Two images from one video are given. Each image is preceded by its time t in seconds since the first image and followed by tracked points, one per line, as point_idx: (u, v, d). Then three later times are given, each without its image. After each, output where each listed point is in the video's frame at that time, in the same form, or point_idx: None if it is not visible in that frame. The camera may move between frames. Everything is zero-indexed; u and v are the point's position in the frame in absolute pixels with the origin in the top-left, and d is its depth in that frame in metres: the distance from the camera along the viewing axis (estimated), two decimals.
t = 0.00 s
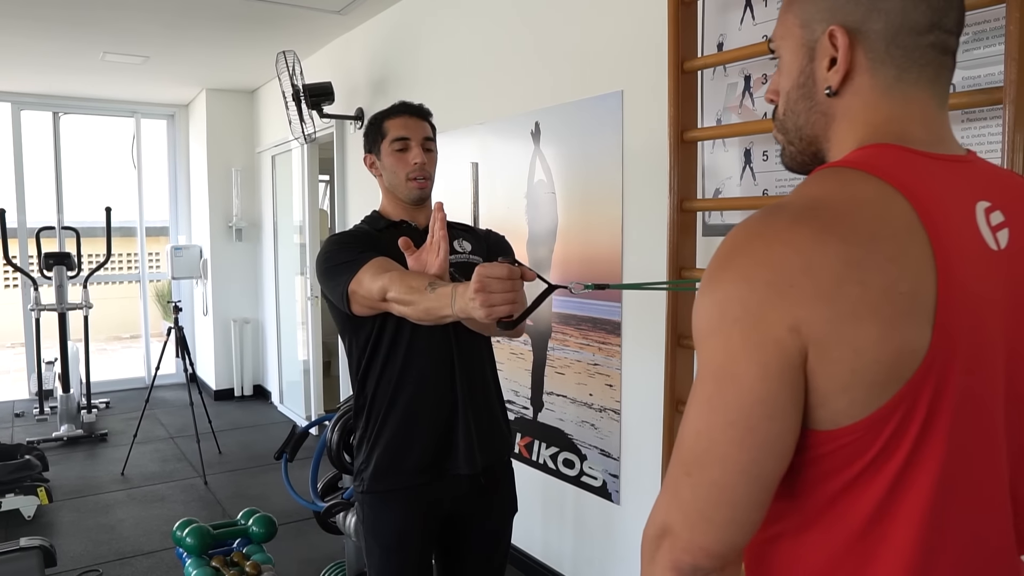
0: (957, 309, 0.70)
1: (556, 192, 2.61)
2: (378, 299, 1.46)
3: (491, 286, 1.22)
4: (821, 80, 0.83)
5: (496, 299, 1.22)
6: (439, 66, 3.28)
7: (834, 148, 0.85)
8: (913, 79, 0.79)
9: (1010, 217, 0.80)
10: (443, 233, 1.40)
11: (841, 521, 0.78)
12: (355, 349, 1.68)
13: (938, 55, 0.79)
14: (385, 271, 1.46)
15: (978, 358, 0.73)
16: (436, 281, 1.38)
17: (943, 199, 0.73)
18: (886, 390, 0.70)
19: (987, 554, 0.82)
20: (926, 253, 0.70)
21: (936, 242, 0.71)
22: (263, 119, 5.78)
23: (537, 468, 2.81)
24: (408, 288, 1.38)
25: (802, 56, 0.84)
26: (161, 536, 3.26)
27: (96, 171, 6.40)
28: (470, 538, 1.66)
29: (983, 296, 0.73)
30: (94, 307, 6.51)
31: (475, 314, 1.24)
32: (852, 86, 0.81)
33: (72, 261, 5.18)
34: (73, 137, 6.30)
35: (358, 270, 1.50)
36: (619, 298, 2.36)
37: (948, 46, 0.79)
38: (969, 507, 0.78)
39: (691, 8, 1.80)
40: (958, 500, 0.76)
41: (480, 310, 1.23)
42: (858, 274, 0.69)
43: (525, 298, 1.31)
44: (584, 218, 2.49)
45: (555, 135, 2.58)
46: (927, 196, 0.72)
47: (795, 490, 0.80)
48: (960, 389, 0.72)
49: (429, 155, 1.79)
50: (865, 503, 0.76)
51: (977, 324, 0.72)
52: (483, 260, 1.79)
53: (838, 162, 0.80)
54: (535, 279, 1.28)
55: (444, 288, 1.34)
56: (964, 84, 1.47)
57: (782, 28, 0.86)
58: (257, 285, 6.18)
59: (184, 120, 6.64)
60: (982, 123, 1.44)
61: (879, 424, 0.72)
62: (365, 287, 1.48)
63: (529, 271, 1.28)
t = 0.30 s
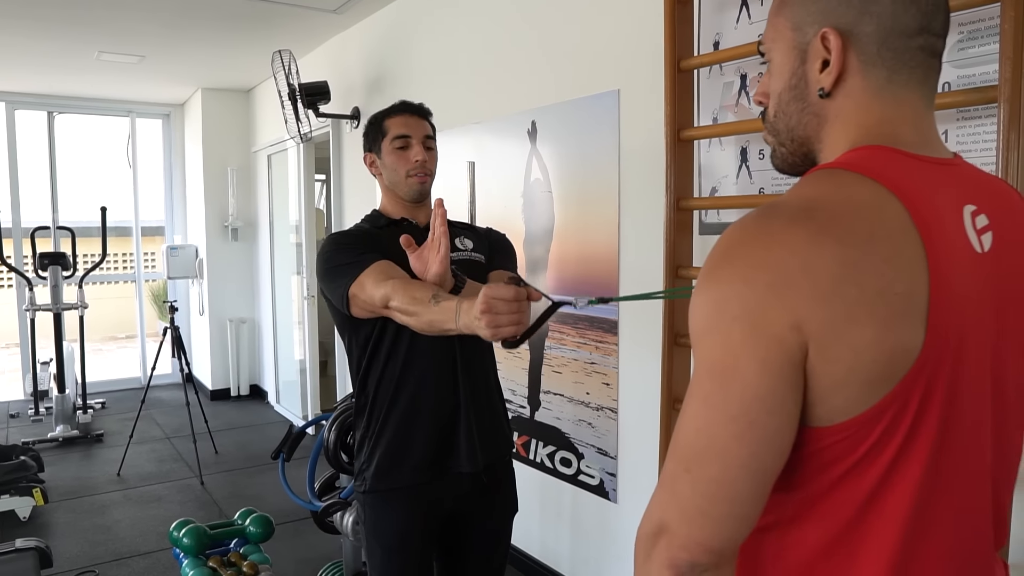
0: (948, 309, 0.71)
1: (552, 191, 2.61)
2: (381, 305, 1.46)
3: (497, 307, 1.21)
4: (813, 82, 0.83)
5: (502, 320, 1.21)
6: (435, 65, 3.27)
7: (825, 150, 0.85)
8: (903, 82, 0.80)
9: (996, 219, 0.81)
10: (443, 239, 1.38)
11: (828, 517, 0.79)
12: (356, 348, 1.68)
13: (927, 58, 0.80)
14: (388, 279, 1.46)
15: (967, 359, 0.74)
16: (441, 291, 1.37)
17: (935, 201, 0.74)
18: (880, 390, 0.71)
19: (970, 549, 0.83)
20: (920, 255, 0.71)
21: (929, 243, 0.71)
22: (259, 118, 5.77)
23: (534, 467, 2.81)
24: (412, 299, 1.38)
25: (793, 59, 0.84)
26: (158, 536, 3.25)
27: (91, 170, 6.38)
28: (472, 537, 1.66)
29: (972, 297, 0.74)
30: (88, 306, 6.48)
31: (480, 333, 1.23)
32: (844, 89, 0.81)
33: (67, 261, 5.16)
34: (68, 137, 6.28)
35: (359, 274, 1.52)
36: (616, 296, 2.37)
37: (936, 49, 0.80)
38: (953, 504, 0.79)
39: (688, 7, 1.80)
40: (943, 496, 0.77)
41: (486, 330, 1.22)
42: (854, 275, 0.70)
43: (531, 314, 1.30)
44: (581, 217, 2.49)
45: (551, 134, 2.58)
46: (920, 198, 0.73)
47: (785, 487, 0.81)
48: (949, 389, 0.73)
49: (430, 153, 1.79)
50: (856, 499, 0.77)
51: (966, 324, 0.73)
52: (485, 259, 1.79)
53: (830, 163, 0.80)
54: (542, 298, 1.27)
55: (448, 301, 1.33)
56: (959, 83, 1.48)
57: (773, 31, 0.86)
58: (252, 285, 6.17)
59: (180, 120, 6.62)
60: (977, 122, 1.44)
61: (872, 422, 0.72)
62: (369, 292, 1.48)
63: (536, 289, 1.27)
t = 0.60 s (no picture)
0: (941, 304, 0.71)
1: (547, 187, 2.61)
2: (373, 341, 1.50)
3: (484, 406, 1.26)
4: (808, 77, 0.83)
5: (486, 416, 1.27)
6: (430, 61, 3.27)
7: (821, 145, 0.85)
8: (897, 77, 0.80)
9: (985, 217, 0.81)
10: (450, 228, 1.39)
11: (816, 509, 0.79)
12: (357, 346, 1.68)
13: (920, 53, 0.80)
14: (380, 317, 1.48)
15: (956, 355, 0.74)
16: (431, 350, 1.41)
17: (929, 199, 0.74)
18: (875, 383, 0.71)
19: (950, 541, 0.84)
20: (916, 252, 0.71)
21: (925, 240, 0.71)
22: (253, 114, 5.75)
23: (528, 464, 2.81)
24: (402, 356, 1.41)
25: (788, 56, 0.84)
26: (152, 533, 3.24)
27: (84, 166, 6.35)
28: (470, 538, 1.66)
29: (962, 294, 0.74)
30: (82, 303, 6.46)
31: (465, 416, 1.29)
32: (840, 84, 0.81)
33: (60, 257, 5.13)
34: (61, 133, 6.25)
35: (354, 298, 1.53)
36: (611, 293, 2.37)
37: (929, 44, 0.81)
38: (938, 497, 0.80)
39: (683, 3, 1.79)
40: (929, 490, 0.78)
41: (469, 418, 1.29)
42: (853, 270, 0.70)
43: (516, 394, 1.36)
44: (576, 213, 2.49)
45: (546, 131, 2.58)
46: (915, 196, 0.73)
47: (774, 479, 0.81)
48: (939, 386, 0.73)
49: (426, 145, 1.78)
50: (845, 492, 0.77)
51: (956, 320, 0.73)
52: (485, 254, 1.79)
53: (825, 159, 0.81)
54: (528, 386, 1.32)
55: (437, 368, 1.38)
56: (954, 80, 1.48)
57: (768, 30, 0.86)
58: (247, 281, 6.15)
59: (174, 116, 6.60)
60: (972, 119, 1.44)
61: (865, 415, 0.73)
62: (362, 325, 1.51)
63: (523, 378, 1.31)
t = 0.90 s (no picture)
0: (937, 297, 0.71)
1: (547, 183, 2.60)
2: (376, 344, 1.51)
3: (485, 416, 1.26)
4: (805, 75, 0.83)
5: (487, 426, 1.27)
6: (430, 56, 3.26)
7: (820, 142, 0.85)
8: (892, 73, 0.80)
9: (980, 213, 0.81)
10: (450, 223, 1.39)
11: (812, 501, 0.80)
12: (359, 344, 1.68)
13: (914, 48, 0.80)
14: (383, 321, 1.48)
15: (951, 349, 0.74)
16: (433, 358, 1.41)
17: (926, 194, 0.74)
18: (872, 375, 0.71)
19: (943, 535, 0.84)
20: (912, 246, 0.71)
21: (921, 234, 0.71)
22: (253, 109, 5.75)
23: (528, 460, 2.82)
24: (405, 363, 1.42)
25: (785, 55, 0.84)
26: (152, 529, 3.24)
27: (84, 162, 6.35)
28: (472, 535, 1.66)
29: (957, 288, 0.74)
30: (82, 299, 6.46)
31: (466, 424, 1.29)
32: (836, 80, 0.81)
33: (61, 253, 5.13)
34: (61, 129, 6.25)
35: (356, 300, 1.54)
36: (611, 289, 2.37)
37: (922, 39, 0.81)
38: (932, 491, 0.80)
39: None
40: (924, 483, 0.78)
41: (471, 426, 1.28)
42: (851, 264, 0.70)
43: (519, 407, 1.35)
44: (576, 210, 2.49)
45: (547, 127, 2.58)
46: (912, 191, 0.73)
47: (772, 472, 0.81)
48: (934, 380, 0.73)
49: (425, 138, 1.78)
50: (841, 484, 0.77)
51: (951, 314, 0.73)
52: (487, 250, 1.79)
53: (823, 155, 0.80)
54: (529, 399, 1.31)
55: (438, 375, 1.38)
56: (956, 76, 1.48)
57: (763, 29, 0.85)
58: (246, 277, 6.16)
59: (173, 112, 6.60)
60: (974, 115, 1.44)
61: (861, 406, 0.73)
62: (364, 327, 1.51)
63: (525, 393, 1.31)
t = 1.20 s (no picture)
0: (938, 294, 0.71)
1: (550, 183, 2.60)
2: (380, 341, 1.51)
3: (492, 407, 1.26)
4: (805, 76, 0.82)
5: (494, 418, 1.26)
6: (433, 56, 3.26)
7: (820, 143, 0.84)
8: (892, 73, 0.79)
9: (980, 212, 0.81)
10: (456, 223, 1.38)
11: (813, 498, 0.79)
12: (363, 343, 1.68)
13: (913, 50, 0.80)
14: (387, 317, 1.48)
15: (952, 346, 0.74)
16: (438, 353, 1.41)
17: (926, 192, 0.74)
18: (873, 370, 0.71)
19: (946, 534, 0.84)
20: (912, 243, 0.71)
21: (922, 230, 0.71)
22: (256, 109, 5.76)
23: (531, 460, 2.82)
24: (411, 359, 1.42)
25: (785, 56, 0.83)
26: (155, 528, 3.25)
27: (89, 162, 6.37)
28: (475, 536, 1.66)
29: (958, 286, 0.74)
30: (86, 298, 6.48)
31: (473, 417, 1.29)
32: (837, 81, 0.80)
33: (65, 253, 5.14)
34: (65, 129, 6.27)
35: (360, 297, 1.53)
36: (614, 289, 2.37)
37: (922, 41, 0.80)
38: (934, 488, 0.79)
39: None
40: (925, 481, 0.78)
41: (478, 419, 1.28)
42: (851, 259, 0.69)
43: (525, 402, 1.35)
44: (578, 210, 2.49)
45: (549, 126, 2.57)
46: (912, 188, 0.73)
47: (772, 470, 0.81)
48: (934, 377, 0.73)
49: (429, 140, 1.78)
50: (842, 481, 0.77)
51: (952, 311, 0.73)
52: (491, 251, 1.78)
53: (823, 154, 0.80)
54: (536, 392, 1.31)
55: (444, 369, 1.38)
56: (959, 75, 1.47)
57: (764, 31, 0.85)
58: (250, 277, 6.16)
59: (177, 112, 6.62)
60: (977, 115, 1.44)
61: (861, 403, 0.72)
62: (369, 324, 1.51)
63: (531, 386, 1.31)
